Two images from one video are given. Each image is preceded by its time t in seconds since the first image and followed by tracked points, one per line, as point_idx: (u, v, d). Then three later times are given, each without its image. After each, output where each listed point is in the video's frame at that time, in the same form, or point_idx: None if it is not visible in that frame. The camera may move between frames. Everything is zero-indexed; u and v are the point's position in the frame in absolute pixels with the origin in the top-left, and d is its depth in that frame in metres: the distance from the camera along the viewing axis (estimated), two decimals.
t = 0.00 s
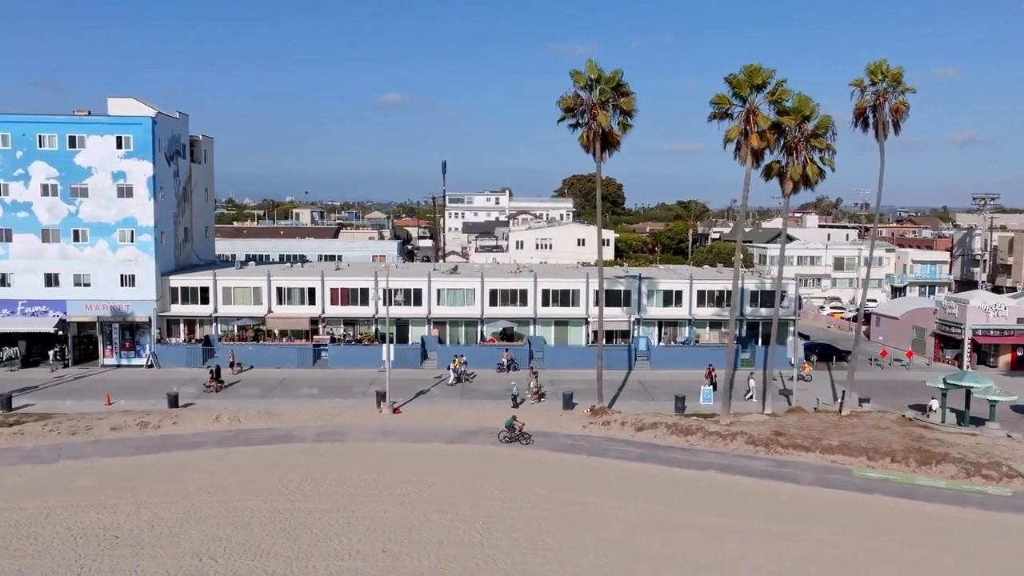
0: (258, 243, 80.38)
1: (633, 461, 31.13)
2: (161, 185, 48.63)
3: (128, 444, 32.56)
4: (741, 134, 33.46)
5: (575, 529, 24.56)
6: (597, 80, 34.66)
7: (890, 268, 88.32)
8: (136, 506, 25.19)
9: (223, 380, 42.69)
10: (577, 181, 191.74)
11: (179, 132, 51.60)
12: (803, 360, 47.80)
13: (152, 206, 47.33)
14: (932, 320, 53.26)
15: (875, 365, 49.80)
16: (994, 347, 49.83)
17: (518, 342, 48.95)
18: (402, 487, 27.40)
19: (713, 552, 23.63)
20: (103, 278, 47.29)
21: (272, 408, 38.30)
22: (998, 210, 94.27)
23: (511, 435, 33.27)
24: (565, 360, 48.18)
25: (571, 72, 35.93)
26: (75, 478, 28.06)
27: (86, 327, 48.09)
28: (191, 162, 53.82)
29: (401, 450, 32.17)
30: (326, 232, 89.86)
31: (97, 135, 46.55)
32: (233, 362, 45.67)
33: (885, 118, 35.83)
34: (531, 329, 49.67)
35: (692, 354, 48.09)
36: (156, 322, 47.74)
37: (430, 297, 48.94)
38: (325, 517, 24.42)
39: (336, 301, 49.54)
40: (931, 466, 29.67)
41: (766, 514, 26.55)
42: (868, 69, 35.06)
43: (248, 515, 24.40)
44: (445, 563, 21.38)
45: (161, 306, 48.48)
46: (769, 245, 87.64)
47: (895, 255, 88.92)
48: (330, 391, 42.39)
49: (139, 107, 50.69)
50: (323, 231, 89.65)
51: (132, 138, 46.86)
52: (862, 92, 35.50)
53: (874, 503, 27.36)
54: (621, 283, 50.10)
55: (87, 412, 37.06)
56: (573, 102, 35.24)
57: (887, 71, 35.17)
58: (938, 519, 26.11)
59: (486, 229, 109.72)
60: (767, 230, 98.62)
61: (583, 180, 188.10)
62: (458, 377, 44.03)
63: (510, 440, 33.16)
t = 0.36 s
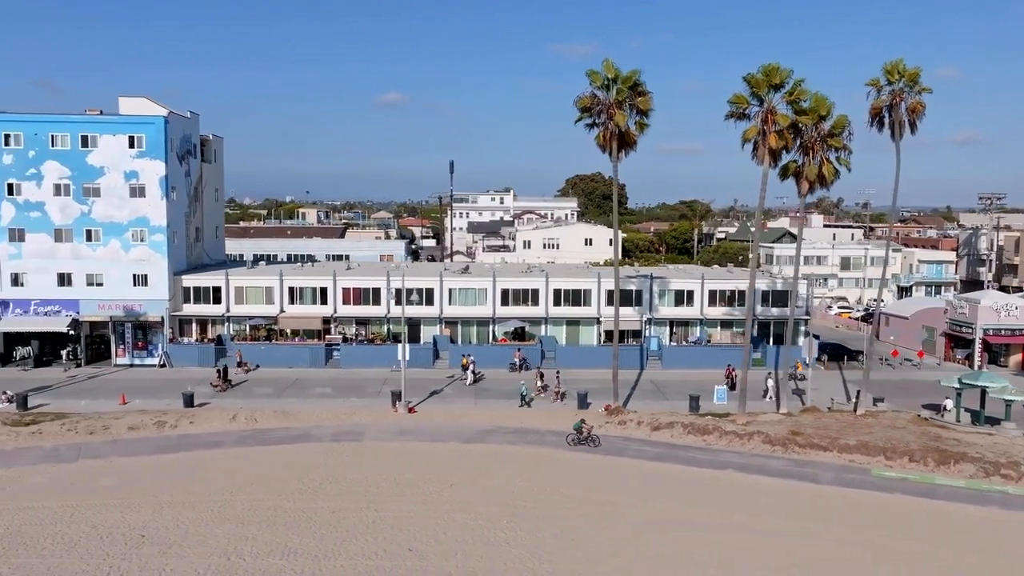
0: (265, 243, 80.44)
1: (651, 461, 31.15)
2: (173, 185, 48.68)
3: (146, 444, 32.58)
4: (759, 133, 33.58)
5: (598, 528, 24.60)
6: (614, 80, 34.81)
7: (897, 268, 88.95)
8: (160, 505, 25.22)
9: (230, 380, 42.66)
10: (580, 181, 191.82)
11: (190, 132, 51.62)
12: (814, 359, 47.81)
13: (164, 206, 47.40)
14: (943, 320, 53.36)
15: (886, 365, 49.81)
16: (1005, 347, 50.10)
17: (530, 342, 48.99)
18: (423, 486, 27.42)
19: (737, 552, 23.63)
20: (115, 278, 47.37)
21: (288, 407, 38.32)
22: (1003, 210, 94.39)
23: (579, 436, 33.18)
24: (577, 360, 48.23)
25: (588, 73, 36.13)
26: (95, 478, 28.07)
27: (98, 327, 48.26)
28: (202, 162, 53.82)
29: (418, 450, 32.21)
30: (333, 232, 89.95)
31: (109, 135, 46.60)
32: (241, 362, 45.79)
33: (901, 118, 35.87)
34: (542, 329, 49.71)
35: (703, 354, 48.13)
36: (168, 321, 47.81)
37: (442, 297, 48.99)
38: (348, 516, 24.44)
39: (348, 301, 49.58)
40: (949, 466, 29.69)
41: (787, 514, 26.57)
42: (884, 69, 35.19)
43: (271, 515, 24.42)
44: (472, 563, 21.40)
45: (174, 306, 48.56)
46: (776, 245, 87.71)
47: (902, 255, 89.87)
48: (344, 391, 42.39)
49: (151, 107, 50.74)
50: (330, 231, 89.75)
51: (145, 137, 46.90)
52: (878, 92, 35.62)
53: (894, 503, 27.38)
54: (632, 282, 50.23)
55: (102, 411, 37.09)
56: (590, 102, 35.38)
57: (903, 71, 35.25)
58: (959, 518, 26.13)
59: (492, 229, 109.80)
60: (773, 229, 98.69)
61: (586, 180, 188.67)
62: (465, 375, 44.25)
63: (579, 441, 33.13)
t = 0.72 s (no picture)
0: (273, 243, 80.40)
1: (672, 461, 31.16)
2: (187, 185, 48.73)
3: (167, 444, 32.58)
4: (778, 134, 33.43)
5: (623, 527, 24.60)
6: (633, 80, 34.77)
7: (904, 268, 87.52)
8: (185, 505, 25.22)
9: (237, 380, 42.67)
10: (583, 181, 191.68)
11: (203, 132, 51.65)
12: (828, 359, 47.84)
13: (178, 206, 47.46)
14: (955, 321, 53.36)
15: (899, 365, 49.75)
16: (1018, 347, 49.88)
17: (544, 342, 48.98)
18: (447, 486, 27.44)
19: (764, 552, 23.65)
20: (129, 278, 47.45)
21: (305, 407, 38.29)
22: (1011, 210, 94.29)
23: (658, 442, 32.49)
24: (590, 360, 48.22)
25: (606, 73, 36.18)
26: (118, 477, 28.06)
27: (111, 327, 48.35)
28: (214, 162, 53.87)
29: (438, 450, 32.21)
30: (340, 232, 89.91)
31: (124, 134, 46.69)
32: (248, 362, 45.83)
33: (919, 118, 35.58)
34: (555, 329, 49.69)
35: (717, 354, 48.13)
36: (182, 321, 47.84)
37: (456, 297, 48.94)
38: (375, 516, 24.45)
39: (361, 301, 49.55)
40: (971, 466, 29.70)
41: (812, 514, 26.58)
42: (902, 69, 34.88)
43: (298, 514, 24.45)
44: (503, 563, 21.40)
45: (187, 306, 48.58)
46: (783, 245, 87.67)
47: (909, 255, 89.75)
48: (359, 390, 42.37)
49: (165, 107, 50.86)
50: (337, 231, 89.71)
51: (159, 137, 46.95)
52: (896, 92, 35.35)
53: (918, 503, 27.38)
54: (645, 282, 50.27)
55: (120, 411, 37.08)
56: (608, 102, 35.40)
57: (921, 71, 34.96)
58: (985, 519, 26.13)
59: (498, 229, 109.75)
60: (780, 229, 98.61)
61: (590, 180, 188.79)
62: (476, 377, 44.47)
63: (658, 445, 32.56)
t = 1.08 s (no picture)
0: (282, 243, 80.43)
1: (693, 461, 31.16)
2: (201, 185, 48.76)
3: (187, 443, 32.59)
4: (796, 134, 33.45)
5: (649, 527, 24.60)
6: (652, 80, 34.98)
7: (911, 268, 86.84)
8: (211, 504, 25.19)
9: (245, 380, 42.84)
10: (586, 181, 191.55)
11: (216, 132, 51.67)
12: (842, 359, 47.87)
13: (192, 206, 47.48)
14: (967, 321, 53.36)
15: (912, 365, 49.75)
16: None
17: (557, 342, 48.99)
18: (471, 485, 27.44)
19: (791, 552, 23.66)
20: (143, 278, 47.48)
21: (321, 407, 38.27)
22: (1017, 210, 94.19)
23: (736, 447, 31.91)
24: (603, 360, 48.23)
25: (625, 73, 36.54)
26: (141, 477, 28.04)
27: (125, 327, 48.37)
28: (227, 162, 53.90)
29: (458, 449, 32.21)
30: (347, 232, 89.88)
31: (138, 134, 46.71)
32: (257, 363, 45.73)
33: (937, 118, 35.54)
34: (568, 329, 49.69)
35: (730, 353, 48.14)
36: (195, 321, 47.86)
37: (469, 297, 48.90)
38: (401, 515, 24.45)
39: (374, 300, 49.55)
40: (993, 466, 29.69)
41: (836, 513, 26.58)
42: (919, 69, 34.87)
43: (325, 513, 24.45)
44: (533, 563, 21.40)
45: (200, 306, 48.60)
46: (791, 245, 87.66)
47: (916, 254, 87.15)
48: (374, 390, 42.37)
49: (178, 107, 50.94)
50: (345, 231, 89.71)
51: (173, 137, 46.97)
52: (913, 93, 35.35)
53: (941, 502, 27.38)
54: (658, 282, 50.26)
55: (137, 411, 37.06)
56: (627, 102, 35.66)
57: (938, 71, 34.94)
58: (1009, 518, 26.12)
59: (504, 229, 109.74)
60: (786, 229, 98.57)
61: (593, 180, 188.89)
62: (482, 377, 44.48)
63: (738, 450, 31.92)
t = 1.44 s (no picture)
0: (290, 243, 80.43)
1: (714, 460, 31.21)
2: (214, 185, 48.77)
3: (207, 443, 32.61)
4: (817, 133, 33.43)
5: (675, 527, 24.62)
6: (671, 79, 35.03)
7: (920, 268, 87.24)
8: (236, 503, 25.27)
9: (253, 379, 42.84)
10: (589, 181, 191.53)
11: (229, 132, 51.66)
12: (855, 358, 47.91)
13: (206, 206, 47.49)
14: (979, 320, 53.38)
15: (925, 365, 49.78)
16: None
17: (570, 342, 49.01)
18: (495, 485, 27.47)
19: (818, 551, 23.69)
20: (157, 278, 47.53)
21: (338, 407, 38.27)
22: None
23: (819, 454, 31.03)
24: (617, 360, 48.26)
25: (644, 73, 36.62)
26: (164, 477, 28.08)
27: (138, 327, 48.43)
28: (239, 162, 53.89)
29: (479, 449, 32.25)
30: (355, 232, 89.84)
31: (152, 134, 46.72)
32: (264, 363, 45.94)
33: (955, 118, 35.49)
34: (581, 329, 49.70)
35: (743, 353, 48.15)
36: (209, 321, 47.92)
37: (482, 297, 48.90)
38: (428, 515, 24.49)
39: (387, 300, 49.56)
40: (1015, 466, 29.72)
41: (860, 513, 26.61)
42: (938, 69, 34.82)
43: (352, 513, 24.49)
44: (563, 564, 21.44)
45: (214, 306, 48.63)
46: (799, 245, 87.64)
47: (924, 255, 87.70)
48: (389, 390, 42.37)
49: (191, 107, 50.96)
50: (352, 231, 89.69)
51: (187, 137, 46.98)
52: (932, 92, 35.30)
53: (965, 502, 27.41)
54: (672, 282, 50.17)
55: (154, 410, 37.06)
56: (646, 102, 35.72)
57: (957, 71, 34.87)
58: None
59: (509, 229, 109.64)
60: (793, 229, 98.60)
61: (596, 180, 188.92)
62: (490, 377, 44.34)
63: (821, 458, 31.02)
